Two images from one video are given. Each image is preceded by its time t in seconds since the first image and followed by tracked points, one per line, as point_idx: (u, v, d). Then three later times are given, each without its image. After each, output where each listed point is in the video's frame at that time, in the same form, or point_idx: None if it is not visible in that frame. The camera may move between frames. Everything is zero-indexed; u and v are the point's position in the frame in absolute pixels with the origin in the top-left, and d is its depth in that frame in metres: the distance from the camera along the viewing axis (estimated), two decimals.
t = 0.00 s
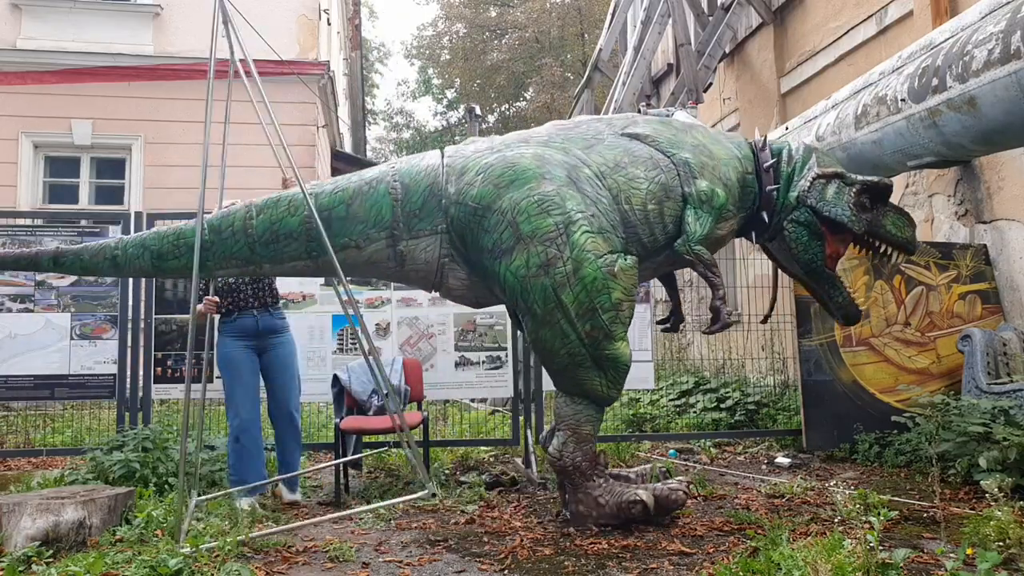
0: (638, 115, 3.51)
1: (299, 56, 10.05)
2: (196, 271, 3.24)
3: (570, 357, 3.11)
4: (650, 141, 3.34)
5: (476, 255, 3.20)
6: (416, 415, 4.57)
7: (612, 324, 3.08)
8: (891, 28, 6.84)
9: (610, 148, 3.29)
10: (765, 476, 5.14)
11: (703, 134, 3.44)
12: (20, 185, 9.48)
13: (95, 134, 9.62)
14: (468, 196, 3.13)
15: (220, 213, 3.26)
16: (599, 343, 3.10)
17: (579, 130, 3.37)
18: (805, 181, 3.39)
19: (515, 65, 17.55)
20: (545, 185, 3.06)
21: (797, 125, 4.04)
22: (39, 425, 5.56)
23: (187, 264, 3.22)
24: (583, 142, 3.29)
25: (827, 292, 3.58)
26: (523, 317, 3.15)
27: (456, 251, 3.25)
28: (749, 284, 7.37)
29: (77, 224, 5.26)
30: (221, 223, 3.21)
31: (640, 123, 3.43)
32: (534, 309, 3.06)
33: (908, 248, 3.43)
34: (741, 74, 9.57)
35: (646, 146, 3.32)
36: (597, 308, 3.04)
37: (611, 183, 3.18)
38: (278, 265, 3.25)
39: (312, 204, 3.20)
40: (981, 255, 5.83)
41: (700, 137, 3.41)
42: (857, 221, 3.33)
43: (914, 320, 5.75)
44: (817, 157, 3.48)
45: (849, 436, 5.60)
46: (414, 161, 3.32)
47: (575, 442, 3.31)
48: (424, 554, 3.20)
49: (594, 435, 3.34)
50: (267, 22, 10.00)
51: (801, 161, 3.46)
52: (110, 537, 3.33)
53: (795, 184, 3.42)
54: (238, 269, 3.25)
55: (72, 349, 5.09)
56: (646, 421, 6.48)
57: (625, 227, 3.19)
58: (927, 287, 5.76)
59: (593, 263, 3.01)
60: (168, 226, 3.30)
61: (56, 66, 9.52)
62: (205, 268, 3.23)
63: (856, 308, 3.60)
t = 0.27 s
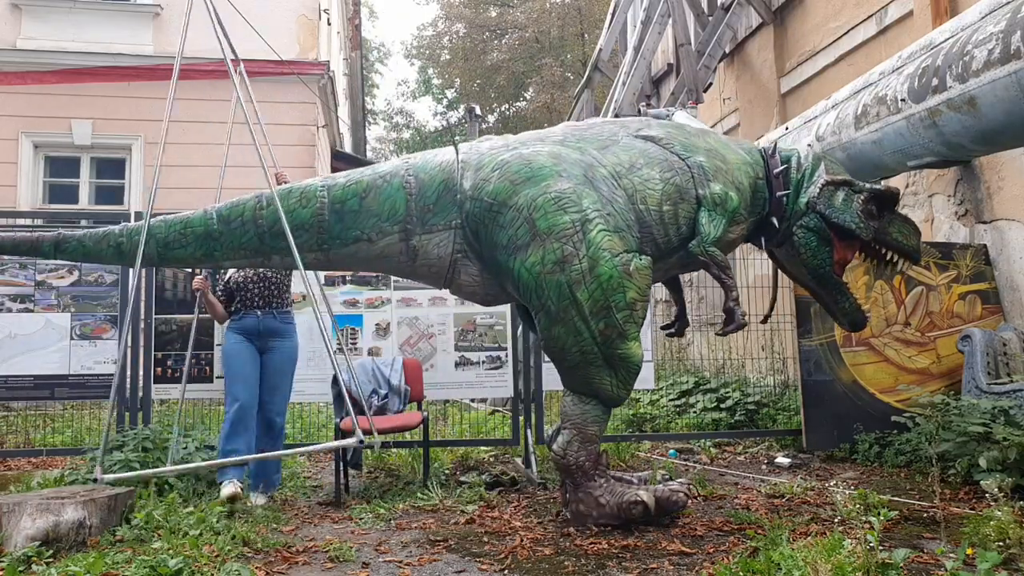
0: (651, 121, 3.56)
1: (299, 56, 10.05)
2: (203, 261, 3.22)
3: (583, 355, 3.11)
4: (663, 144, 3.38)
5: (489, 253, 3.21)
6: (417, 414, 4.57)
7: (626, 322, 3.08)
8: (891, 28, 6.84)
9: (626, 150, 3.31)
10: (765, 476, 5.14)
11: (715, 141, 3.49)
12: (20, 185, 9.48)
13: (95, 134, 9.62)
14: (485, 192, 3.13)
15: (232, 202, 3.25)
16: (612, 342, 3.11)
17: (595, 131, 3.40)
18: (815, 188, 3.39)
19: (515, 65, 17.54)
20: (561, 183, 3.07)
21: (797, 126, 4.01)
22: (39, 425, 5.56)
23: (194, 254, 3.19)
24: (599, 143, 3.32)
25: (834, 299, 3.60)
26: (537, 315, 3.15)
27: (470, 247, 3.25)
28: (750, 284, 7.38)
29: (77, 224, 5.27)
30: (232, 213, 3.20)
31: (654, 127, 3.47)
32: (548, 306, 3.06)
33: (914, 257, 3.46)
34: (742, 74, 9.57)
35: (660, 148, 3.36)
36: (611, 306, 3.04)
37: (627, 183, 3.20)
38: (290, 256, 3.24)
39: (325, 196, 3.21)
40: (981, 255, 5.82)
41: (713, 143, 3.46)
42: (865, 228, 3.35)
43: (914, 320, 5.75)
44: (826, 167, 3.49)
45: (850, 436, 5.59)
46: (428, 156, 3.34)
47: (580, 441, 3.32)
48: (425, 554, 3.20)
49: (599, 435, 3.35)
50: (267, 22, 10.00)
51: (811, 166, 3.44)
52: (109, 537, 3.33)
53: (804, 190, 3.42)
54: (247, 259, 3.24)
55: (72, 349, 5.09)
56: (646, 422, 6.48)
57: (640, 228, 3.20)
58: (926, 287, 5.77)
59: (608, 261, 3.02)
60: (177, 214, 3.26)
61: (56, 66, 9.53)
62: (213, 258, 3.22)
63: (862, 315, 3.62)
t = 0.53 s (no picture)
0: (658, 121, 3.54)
1: (299, 56, 10.05)
2: (206, 236, 3.24)
3: (572, 356, 3.12)
4: (666, 147, 3.37)
5: (486, 250, 3.20)
6: (417, 415, 4.56)
7: (616, 325, 3.08)
8: (891, 28, 6.84)
9: (628, 152, 3.30)
10: (765, 476, 5.14)
11: (720, 147, 3.49)
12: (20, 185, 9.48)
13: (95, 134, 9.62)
14: (483, 189, 3.12)
15: (236, 180, 3.25)
16: (602, 345, 3.10)
17: (599, 132, 3.40)
18: (819, 205, 3.37)
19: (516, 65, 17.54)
20: (559, 184, 3.06)
21: (797, 125, 3.93)
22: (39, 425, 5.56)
23: (197, 228, 3.22)
24: (601, 145, 3.31)
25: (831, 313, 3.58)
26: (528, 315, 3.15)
27: (467, 242, 3.25)
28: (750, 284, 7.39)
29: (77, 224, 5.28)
30: (235, 189, 3.21)
31: (660, 131, 3.46)
32: (539, 304, 3.06)
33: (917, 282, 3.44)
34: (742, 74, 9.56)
35: (663, 153, 3.34)
36: (602, 309, 3.04)
37: (626, 188, 3.19)
38: (288, 238, 3.25)
39: (329, 178, 3.23)
40: (981, 255, 5.82)
41: (717, 150, 3.45)
42: (867, 249, 3.34)
43: (914, 320, 5.75)
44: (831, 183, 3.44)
45: (849, 436, 5.60)
46: (432, 147, 3.34)
47: (577, 441, 3.32)
48: (424, 553, 3.20)
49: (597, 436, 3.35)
50: (267, 22, 10.00)
51: (817, 183, 3.43)
52: (109, 538, 3.33)
53: (809, 208, 3.41)
54: (248, 236, 3.26)
55: (72, 349, 5.09)
56: (646, 422, 6.48)
57: (637, 233, 3.19)
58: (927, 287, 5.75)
59: (601, 263, 3.01)
60: (183, 187, 3.29)
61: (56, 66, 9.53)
62: (215, 233, 3.24)
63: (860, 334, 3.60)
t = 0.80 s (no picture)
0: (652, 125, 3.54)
1: (299, 56, 10.04)
2: (200, 238, 3.21)
3: (567, 357, 3.12)
4: (660, 150, 3.37)
5: (479, 250, 3.20)
6: (417, 415, 4.56)
7: (610, 325, 3.07)
8: (891, 28, 6.84)
9: (622, 154, 3.30)
10: (765, 476, 5.15)
11: (714, 151, 3.48)
12: (21, 185, 9.48)
13: (95, 134, 9.62)
14: (476, 190, 3.12)
15: (230, 181, 3.22)
16: (596, 344, 3.09)
17: (592, 134, 3.40)
18: (810, 207, 3.38)
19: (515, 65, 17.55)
20: (552, 184, 3.07)
21: (797, 125, 3.92)
22: (40, 425, 5.57)
23: (191, 230, 3.18)
24: (594, 147, 3.31)
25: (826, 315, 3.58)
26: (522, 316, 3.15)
27: (461, 243, 3.25)
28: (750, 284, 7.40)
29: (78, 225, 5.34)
30: (229, 191, 3.18)
31: (653, 133, 3.46)
32: (532, 305, 3.06)
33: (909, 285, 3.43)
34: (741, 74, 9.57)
35: (657, 155, 3.34)
36: (595, 309, 3.03)
37: (619, 188, 3.19)
38: (282, 240, 3.22)
39: (322, 181, 3.20)
40: (981, 255, 5.82)
41: (711, 153, 3.45)
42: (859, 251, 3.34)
43: (914, 320, 5.74)
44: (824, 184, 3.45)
45: (849, 436, 5.60)
46: (426, 149, 3.33)
47: (575, 441, 3.31)
48: (424, 553, 3.20)
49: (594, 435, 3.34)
50: (267, 22, 9.99)
51: (811, 185, 3.44)
52: (109, 537, 3.32)
53: (801, 209, 3.41)
54: (242, 238, 3.22)
55: (72, 349, 5.09)
56: (646, 422, 6.48)
57: (630, 233, 3.18)
58: (927, 287, 5.75)
59: (594, 263, 3.01)
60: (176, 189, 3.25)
61: (57, 67, 9.53)
62: (209, 236, 3.20)
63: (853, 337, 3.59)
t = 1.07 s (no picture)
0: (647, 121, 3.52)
1: (299, 56, 10.04)
2: (196, 251, 3.21)
3: (570, 358, 3.13)
4: (656, 147, 3.35)
5: (478, 252, 3.20)
6: (417, 414, 4.56)
7: (614, 325, 3.08)
8: (891, 28, 6.84)
9: (620, 152, 3.29)
10: (765, 476, 5.14)
11: (711, 144, 3.47)
12: (21, 185, 9.48)
13: (95, 134, 9.62)
14: (474, 192, 3.12)
15: (222, 194, 3.22)
16: (600, 345, 3.10)
17: (588, 132, 3.38)
18: (810, 198, 3.36)
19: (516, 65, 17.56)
20: (550, 185, 3.06)
21: (797, 125, 3.92)
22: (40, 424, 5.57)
23: (185, 243, 3.19)
24: (592, 145, 3.30)
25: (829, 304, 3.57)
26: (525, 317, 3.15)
27: (460, 247, 3.25)
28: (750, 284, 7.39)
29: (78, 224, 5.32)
30: (223, 204, 3.18)
31: (649, 129, 3.44)
32: (535, 307, 3.07)
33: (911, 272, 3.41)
34: (742, 74, 9.56)
35: (654, 151, 3.32)
36: (598, 310, 3.04)
37: (618, 186, 3.18)
38: (279, 249, 3.23)
39: (316, 190, 3.20)
40: (981, 255, 5.82)
41: (708, 147, 3.43)
42: (860, 241, 3.31)
43: (914, 320, 5.75)
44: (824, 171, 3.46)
45: (850, 436, 5.60)
46: (420, 152, 3.33)
47: (575, 442, 3.32)
48: (425, 553, 3.20)
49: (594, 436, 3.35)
50: (267, 22, 9.99)
51: (809, 175, 3.43)
52: (109, 537, 3.32)
53: (800, 200, 3.40)
54: (238, 250, 3.23)
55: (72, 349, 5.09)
56: (646, 422, 6.48)
57: (630, 230, 3.18)
58: (927, 287, 5.75)
59: (596, 263, 3.01)
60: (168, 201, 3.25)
61: (57, 67, 9.53)
62: (204, 248, 3.21)
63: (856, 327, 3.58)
